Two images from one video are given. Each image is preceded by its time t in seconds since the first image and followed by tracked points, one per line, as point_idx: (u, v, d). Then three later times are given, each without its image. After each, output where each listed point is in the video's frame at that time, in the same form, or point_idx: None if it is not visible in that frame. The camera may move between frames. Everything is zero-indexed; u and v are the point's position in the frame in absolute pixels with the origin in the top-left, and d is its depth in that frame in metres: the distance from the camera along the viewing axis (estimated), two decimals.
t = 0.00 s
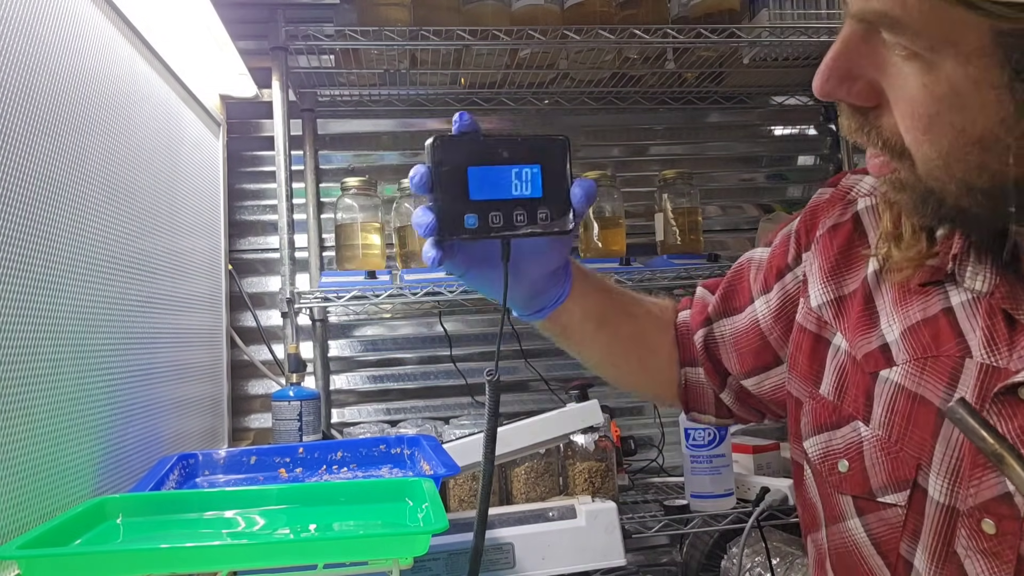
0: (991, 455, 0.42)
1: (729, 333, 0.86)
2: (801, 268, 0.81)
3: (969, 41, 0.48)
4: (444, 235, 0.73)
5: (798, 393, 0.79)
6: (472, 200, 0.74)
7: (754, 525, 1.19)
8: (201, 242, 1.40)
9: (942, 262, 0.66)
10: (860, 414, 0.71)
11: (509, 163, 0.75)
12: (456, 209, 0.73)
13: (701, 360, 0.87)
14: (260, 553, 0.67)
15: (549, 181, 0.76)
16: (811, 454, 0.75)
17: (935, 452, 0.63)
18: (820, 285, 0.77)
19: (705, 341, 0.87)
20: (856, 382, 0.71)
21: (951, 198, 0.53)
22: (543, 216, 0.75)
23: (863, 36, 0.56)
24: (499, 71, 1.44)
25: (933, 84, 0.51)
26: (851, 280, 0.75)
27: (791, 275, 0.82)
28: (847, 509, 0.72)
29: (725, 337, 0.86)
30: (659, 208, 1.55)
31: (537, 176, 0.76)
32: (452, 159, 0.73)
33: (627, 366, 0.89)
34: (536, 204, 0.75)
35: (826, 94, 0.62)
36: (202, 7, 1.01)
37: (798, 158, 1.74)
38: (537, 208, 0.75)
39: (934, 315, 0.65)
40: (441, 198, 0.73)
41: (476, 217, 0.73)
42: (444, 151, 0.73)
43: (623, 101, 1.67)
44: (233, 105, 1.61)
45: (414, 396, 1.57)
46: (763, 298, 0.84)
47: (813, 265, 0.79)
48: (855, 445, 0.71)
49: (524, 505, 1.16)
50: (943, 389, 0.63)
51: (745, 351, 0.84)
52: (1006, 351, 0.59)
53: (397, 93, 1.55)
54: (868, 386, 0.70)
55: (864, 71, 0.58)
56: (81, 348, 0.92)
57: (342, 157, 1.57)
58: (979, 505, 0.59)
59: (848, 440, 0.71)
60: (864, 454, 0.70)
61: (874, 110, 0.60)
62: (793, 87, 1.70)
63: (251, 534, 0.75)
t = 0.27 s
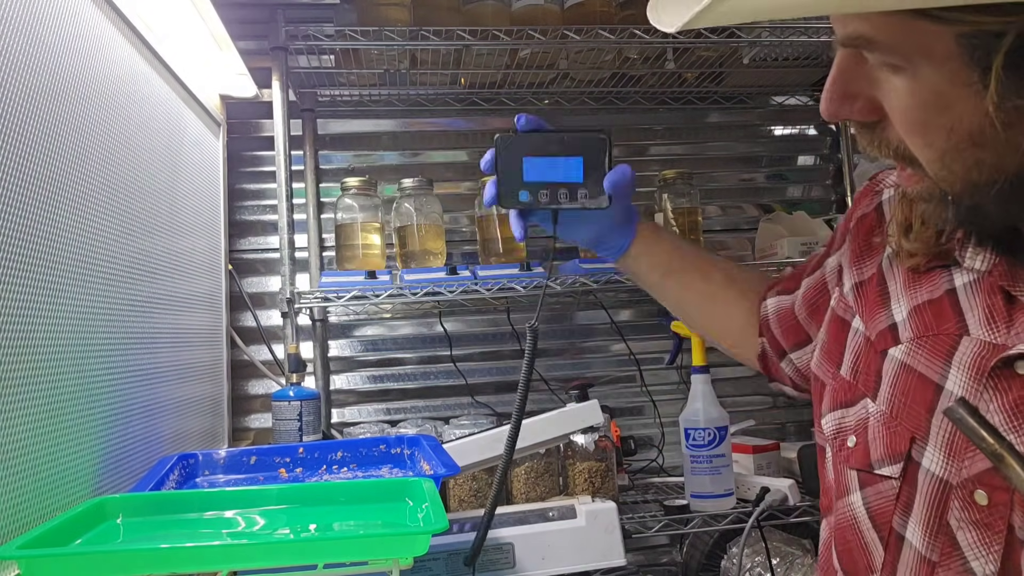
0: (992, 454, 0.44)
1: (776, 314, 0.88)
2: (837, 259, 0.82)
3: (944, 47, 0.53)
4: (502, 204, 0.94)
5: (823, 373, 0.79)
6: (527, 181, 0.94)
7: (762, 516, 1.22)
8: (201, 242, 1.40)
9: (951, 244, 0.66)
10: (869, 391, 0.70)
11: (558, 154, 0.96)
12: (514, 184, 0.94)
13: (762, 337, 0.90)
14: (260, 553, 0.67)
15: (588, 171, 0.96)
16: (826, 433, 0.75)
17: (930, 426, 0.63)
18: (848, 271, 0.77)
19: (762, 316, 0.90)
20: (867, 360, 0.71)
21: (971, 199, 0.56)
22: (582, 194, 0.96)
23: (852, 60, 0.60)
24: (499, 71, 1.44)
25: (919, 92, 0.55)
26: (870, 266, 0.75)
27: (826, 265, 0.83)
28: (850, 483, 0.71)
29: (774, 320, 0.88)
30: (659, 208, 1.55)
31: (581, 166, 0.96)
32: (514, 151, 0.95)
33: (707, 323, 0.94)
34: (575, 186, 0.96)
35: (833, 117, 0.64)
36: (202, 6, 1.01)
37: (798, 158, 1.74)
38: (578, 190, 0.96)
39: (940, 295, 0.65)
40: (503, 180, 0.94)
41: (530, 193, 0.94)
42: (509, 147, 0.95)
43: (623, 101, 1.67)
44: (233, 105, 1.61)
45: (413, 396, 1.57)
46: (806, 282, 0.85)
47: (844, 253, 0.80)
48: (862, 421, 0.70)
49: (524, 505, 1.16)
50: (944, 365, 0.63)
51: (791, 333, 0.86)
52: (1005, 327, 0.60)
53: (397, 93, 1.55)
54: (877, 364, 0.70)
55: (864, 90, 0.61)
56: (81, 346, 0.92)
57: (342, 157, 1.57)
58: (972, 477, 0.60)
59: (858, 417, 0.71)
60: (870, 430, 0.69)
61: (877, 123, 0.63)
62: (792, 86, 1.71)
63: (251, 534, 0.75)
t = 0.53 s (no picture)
0: (991, 453, 0.43)
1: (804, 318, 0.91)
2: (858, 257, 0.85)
3: (914, 42, 0.59)
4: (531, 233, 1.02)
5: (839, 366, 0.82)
6: (554, 208, 1.00)
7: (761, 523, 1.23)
8: (201, 241, 1.40)
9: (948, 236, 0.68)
10: (875, 379, 0.73)
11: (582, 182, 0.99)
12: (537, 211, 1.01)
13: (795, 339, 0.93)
14: (260, 552, 0.67)
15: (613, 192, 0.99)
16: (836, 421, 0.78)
17: (921, 408, 0.66)
18: (863, 266, 0.80)
19: (796, 320, 0.93)
20: (873, 351, 0.74)
21: (944, 181, 0.60)
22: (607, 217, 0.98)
23: (841, 57, 0.67)
24: (499, 72, 1.44)
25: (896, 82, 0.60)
26: (880, 261, 0.77)
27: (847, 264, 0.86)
28: (855, 467, 0.74)
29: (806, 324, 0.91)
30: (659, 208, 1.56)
31: (604, 189, 0.99)
32: (539, 181, 1.00)
33: (729, 334, 1.00)
34: (599, 209, 0.99)
35: (825, 110, 0.69)
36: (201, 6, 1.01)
37: (798, 158, 1.74)
38: (603, 212, 0.99)
39: (936, 285, 0.68)
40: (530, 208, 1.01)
41: (557, 219, 0.99)
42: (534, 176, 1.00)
43: (623, 101, 1.67)
44: (233, 106, 1.61)
45: (413, 396, 1.57)
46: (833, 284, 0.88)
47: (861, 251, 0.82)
48: (867, 407, 0.73)
49: (524, 505, 1.16)
50: (936, 349, 0.66)
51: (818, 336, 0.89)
52: (989, 313, 0.63)
53: (396, 94, 1.56)
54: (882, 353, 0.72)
55: (853, 83, 0.67)
56: (81, 345, 0.92)
57: (342, 157, 1.57)
58: (959, 456, 0.62)
59: (863, 404, 0.74)
60: (873, 415, 0.72)
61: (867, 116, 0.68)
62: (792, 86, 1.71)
63: (252, 534, 0.75)
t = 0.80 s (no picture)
0: (991, 452, 0.43)
1: (770, 339, 0.87)
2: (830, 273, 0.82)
3: (885, 36, 0.59)
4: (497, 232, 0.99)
5: (825, 380, 0.78)
6: (519, 208, 0.99)
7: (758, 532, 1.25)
8: (202, 241, 1.40)
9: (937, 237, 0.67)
10: (868, 387, 0.70)
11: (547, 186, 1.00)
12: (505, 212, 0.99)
13: (754, 365, 0.89)
14: (261, 552, 0.68)
15: (573, 199, 1.01)
16: (829, 432, 0.74)
17: (924, 412, 0.63)
18: (841, 278, 0.78)
19: (756, 346, 0.89)
20: (864, 360, 0.71)
21: (916, 170, 0.62)
22: (567, 223, 1.00)
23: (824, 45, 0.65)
24: (499, 72, 1.44)
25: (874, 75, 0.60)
26: (865, 271, 0.75)
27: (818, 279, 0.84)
28: (853, 478, 0.70)
29: (768, 346, 0.88)
30: (659, 208, 1.56)
31: (566, 194, 1.01)
32: (508, 181, 0.99)
33: (683, 360, 0.95)
34: (562, 215, 1.01)
35: (810, 97, 0.68)
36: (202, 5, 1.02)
37: (798, 158, 1.74)
38: (565, 218, 1.01)
39: (927, 288, 0.66)
40: (497, 208, 0.99)
41: (522, 220, 0.99)
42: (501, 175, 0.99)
43: (623, 102, 1.68)
44: (234, 106, 1.61)
45: (414, 395, 1.57)
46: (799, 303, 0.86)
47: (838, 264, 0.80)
48: (862, 416, 0.70)
49: (525, 505, 1.16)
50: (934, 350, 0.63)
51: (783, 356, 0.85)
52: (985, 309, 0.61)
53: (397, 94, 1.56)
54: (874, 360, 0.69)
55: (835, 71, 0.65)
56: (81, 344, 0.92)
57: (342, 157, 1.57)
58: (966, 454, 0.60)
59: (858, 413, 0.70)
60: (870, 423, 0.68)
61: (851, 104, 0.66)
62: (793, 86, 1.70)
63: (252, 533, 0.75)
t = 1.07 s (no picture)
0: (991, 453, 0.43)
1: (741, 349, 0.87)
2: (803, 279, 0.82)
3: (846, 36, 0.61)
4: (459, 242, 0.94)
5: (806, 388, 0.79)
6: (481, 218, 0.94)
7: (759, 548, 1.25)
8: (201, 241, 1.40)
9: (911, 238, 0.68)
10: (847, 392, 0.70)
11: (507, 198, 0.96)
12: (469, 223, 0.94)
13: (723, 377, 0.88)
14: (260, 552, 0.68)
15: (532, 213, 0.99)
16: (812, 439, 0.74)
17: (903, 413, 0.63)
18: (817, 285, 0.78)
19: (727, 357, 0.89)
20: (843, 365, 0.71)
21: (882, 168, 0.63)
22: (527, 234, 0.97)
23: (791, 49, 0.67)
24: (499, 72, 1.44)
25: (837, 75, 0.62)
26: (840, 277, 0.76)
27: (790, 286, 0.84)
28: (837, 483, 0.70)
29: (738, 357, 0.87)
30: (659, 208, 1.56)
31: (526, 207, 0.98)
32: (470, 191, 0.94)
33: (647, 372, 0.93)
34: (522, 226, 0.97)
35: (780, 101, 0.70)
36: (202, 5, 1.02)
37: (797, 158, 1.74)
38: (525, 229, 0.97)
39: (903, 288, 0.66)
40: (459, 217, 0.93)
41: (484, 230, 0.94)
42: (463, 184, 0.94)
43: (623, 102, 1.68)
44: (234, 106, 1.61)
45: (414, 395, 1.57)
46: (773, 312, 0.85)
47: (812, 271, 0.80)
48: (844, 421, 0.70)
49: (525, 505, 1.16)
50: (912, 350, 0.63)
51: (756, 366, 0.85)
52: (960, 306, 0.61)
53: (397, 94, 1.56)
54: (852, 365, 0.70)
55: (802, 75, 0.67)
56: (81, 345, 0.92)
57: (342, 157, 1.57)
58: (947, 451, 0.59)
59: (840, 418, 0.70)
60: (851, 428, 0.68)
61: (819, 107, 0.69)
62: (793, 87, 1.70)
63: (252, 533, 0.75)
